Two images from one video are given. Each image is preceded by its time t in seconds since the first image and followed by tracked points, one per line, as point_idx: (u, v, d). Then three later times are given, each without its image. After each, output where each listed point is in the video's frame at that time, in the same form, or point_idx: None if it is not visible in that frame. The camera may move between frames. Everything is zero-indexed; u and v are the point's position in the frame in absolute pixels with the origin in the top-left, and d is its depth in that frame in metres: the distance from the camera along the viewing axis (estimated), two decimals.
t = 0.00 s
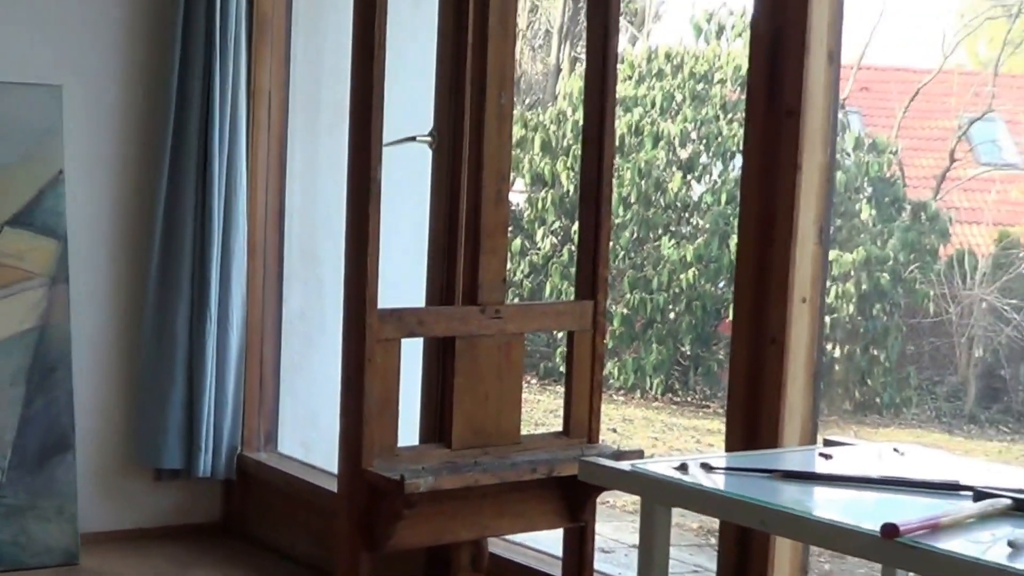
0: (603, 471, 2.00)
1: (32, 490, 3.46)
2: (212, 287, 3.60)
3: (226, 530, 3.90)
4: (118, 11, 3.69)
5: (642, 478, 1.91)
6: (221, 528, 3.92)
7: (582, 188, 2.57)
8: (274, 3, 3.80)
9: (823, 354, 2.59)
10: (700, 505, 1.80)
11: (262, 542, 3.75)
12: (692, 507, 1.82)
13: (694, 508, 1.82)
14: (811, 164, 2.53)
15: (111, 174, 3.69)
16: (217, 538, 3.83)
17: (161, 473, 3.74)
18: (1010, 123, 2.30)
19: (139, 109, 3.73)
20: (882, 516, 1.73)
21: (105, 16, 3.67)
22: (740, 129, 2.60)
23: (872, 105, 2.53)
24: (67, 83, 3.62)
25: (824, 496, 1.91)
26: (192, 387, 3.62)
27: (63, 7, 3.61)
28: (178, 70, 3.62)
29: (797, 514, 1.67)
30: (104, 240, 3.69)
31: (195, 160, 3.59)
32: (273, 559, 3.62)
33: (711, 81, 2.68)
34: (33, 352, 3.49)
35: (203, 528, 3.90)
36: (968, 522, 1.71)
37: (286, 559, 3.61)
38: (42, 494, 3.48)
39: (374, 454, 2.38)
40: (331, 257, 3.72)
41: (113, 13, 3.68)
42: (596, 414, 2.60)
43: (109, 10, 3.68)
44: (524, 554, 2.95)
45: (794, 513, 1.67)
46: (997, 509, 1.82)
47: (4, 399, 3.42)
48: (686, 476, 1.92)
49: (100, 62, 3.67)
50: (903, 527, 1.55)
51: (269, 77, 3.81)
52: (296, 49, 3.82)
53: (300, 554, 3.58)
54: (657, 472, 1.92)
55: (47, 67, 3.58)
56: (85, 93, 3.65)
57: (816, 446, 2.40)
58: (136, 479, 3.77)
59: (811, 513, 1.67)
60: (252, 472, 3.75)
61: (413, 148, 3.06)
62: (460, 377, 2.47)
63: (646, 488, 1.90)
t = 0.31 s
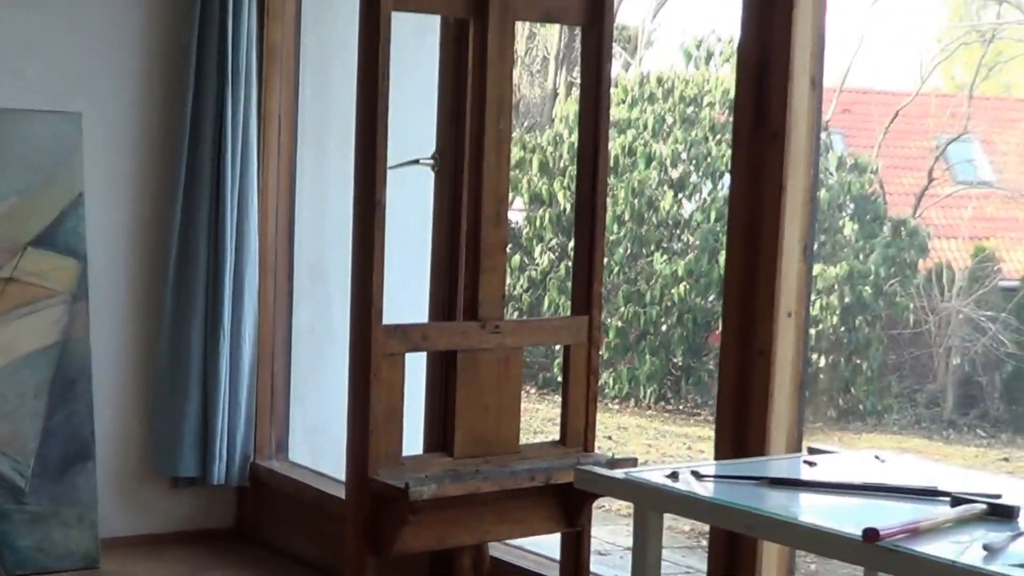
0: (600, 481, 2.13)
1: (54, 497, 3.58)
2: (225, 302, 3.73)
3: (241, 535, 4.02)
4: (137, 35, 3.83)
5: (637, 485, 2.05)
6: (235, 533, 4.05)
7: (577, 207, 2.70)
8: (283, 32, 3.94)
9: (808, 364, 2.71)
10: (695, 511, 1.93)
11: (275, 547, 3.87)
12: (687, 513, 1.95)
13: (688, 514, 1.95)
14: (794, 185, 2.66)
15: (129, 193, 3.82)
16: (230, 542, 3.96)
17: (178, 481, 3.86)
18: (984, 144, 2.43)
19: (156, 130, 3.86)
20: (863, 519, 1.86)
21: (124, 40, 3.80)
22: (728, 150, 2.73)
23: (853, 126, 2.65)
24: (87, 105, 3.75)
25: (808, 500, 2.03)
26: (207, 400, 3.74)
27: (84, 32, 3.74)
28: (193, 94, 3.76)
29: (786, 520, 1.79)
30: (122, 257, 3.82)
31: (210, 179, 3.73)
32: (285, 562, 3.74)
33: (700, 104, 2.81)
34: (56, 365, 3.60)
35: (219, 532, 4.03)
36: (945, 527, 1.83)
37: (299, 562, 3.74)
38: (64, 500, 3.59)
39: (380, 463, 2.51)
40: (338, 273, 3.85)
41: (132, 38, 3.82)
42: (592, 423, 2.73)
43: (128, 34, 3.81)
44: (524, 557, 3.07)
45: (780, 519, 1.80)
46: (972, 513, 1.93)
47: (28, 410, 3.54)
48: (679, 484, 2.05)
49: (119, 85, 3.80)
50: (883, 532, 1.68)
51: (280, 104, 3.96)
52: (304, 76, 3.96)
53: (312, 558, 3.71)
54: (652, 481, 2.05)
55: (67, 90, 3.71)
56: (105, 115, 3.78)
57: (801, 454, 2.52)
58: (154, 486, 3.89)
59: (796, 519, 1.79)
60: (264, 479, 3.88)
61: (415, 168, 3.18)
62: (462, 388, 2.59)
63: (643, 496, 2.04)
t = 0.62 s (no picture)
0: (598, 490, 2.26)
1: (76, 504, 3.70)
2: (238, 318, 3.86)
3: (257, 538, 4.13)
4: (153, 58, 3.95)
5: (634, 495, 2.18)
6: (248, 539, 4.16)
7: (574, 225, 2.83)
8: (292, 60, 4.08)
9: (796, 372, 2.85)
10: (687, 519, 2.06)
11: (287, 551, 4.00)
12: (680, 521, 2.08)
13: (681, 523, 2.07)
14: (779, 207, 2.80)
15: (144, 211, 3.95)
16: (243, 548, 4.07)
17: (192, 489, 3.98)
18: (960, 164, 2.56)
19: (173, 151, 3.99)
20: (846, 526, 1.98)
21: (141, 63, 3.93)
22: (717, 170, 2.87)
23: (835, 147, 2.79)
24: (105, 127, 3.88)
25: (794, 507, 2.15)
26: (221, 414, 3.88)
27: (102, 54, 3.87)
28: (207, 118, 3.90)
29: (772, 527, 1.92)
30: (138, 273, 3.95)
31: (223, 200, 3.87)
32: (296, 566, 3.87)
33: (691, 126, 2.96)
34: (77, 379, 3.72)
35: (231, 540, 4.13)
36: (923, 532, 1.96)
37: (310, 566, 3.86)
38: (86, 507, 3.71)
39: (386, 473, 2.63)
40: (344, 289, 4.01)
41: (148, 61, 3.94)
42: (588, 434, 2.86)
43: (144, 57, 3.94)
44: (523, 559, 3.20)
45: (769, 526, 1.93)
46: (950, 519, 2.05)
47: (50, 420, 3.66)
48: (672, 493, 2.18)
49: (135, 106, 3.92)
50: (865, 538, 1.80)
51: (290, 131, 4.10)
52: (312, 102, 4.09)
53: (322, 563, 3.84)
54: (648, 492, 2.18)
55: (85, 112, 3.84)
56: (122, 135, 3.90)
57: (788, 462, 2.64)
58: (172, 492, 4.01)
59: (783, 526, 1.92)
60: (276, 486, 4.01)
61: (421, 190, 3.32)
62: (464, 401, 2.72)
63: (639, 507, 2.17)
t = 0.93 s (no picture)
0: (598, 501, 2.41)
1: (96, 511, 3.82)
2: (248, 336, 4.01)
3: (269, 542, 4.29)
4: (167, 82, 4.08)
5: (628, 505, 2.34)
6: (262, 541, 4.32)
7: (570, 246, 2.97)
8: (301, 88, 4.24)
9: (781, 382, 2.99)
10: (680, 526, 2.22)
11: (296, 555, 4.13)
12: (673, 529, 2.24)
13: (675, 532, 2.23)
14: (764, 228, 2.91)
15: (157, 231, 4.08)
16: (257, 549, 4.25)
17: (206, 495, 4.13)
18: (937, 183, 2.71)
19: (184, 173, 4.11)
20: (830, 532, 2.13)
21: (155, 87, 4.06)
22: (706, 191, 3.01)
23: (819, 168, 2.94)
24: (121, 151, 4.01)
25: (782, 515, 2.29)
26: (233, 426, 4.03)
27: (118, 79, 4.00)
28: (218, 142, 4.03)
29: (758, 535, 2.07)
30: (153, 291, 4.09)
31: (234, 221, 4.01)
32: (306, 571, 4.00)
33: (681, 149, 3.10)
34: (95, 392, 3.85)
35: (247, 541, 4.30)
36: (903, 538, 2.10)
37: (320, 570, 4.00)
38: (105, 514, 3.84)
39: (391, 483, 2.75)
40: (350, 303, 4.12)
41: (162, 86, 4.08)
42: (584, 446, 2.99)
43: (159, 82, 4.07)
44: (520, 563, 3.33)
45: (759, 536, 2.07)
46: (928, 526, 2.18)
47: (71, 431, 3.78)
48: (668, 504, 2.33)
49: (151, 128, 4.06)
50: (849, 546, 1.94)
51: (299, 158, 4.26)
52: (320, 128, 4.24)
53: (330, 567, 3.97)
54: (645, 503, 2.33)
55: (101, 135, 3.98)
56: (137, 157, 4.04)
57: (775, 472, 2.77)
58: (186, 500, 4.16)
59: (769, 533, 2.07)
60: (287, 493, 4.17)
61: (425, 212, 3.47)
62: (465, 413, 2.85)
63: (636, 517, 2.32)
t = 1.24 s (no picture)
0: (595, 512, 2.55)
1: (111, 519, 3.96)
2: (256, 353, 4.15)
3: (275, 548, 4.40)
4: (177, 108, 4.22)
5: (622, 517, 2.49)
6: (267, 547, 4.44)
7: (563, 264, 3.09)
8: (304, 115, 4.38)
9: (764, 394, 3.11)
10: (670, 536, 2.37)
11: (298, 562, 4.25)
12: (664, 539, 2.39)
13: (666, 541, 2.38)
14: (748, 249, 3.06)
15: (168, 251, 4.23)
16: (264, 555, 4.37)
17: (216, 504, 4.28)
18: (912, 204, 2.86)
19: (192, 195, 4.26)
20: (810, 539, 2.27)
21: (166, 112, 4.21)
22: (692, 212, 3.16)
23: (800, 189, 3.07)
24: (133, 174, 4.16)
25: (766, 523, 2.43)
26: (241, 439, 4.17)
27: (131, 105, 4.15)
28: (227, 167, 4.19)
29: (742, 543, 2.22)
30: (164, 309, 4.22)
31: (242, 243, 4.16)
32: None
33: (668, 172, 3.25)
34: (110, 405, 3.99)
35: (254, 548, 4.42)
36: (881, 544, 2.24)
37: None
38: (121, 522, 3.98)
39: (393, 494, 2.88)
40: (354, 317, 4.36)
41: (173, 110, 4.22)
42: (576, 457, 3.12)
43: (169, 107, 4.21)
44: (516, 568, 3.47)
45: (747, 544, 2.21)
46: (904, 533, 2.32)
47: (87, 443, 3.92)
48: (660, 514, 2.47)
49: (162, 152, 4.20)
50: (829, 553, 2.08)
51: (302, 182, 4.41)
52: (324, 153, 4.39)
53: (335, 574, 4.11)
54: (639, 514, 2.47)
55: (114, 158, 4.12)
56: (148, 180, 4.18)
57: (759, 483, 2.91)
58: (195, 509, 4.29)
59: (753, 542, 2.22)
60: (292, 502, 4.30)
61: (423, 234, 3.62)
62: (464, 426, 2.98)
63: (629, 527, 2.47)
